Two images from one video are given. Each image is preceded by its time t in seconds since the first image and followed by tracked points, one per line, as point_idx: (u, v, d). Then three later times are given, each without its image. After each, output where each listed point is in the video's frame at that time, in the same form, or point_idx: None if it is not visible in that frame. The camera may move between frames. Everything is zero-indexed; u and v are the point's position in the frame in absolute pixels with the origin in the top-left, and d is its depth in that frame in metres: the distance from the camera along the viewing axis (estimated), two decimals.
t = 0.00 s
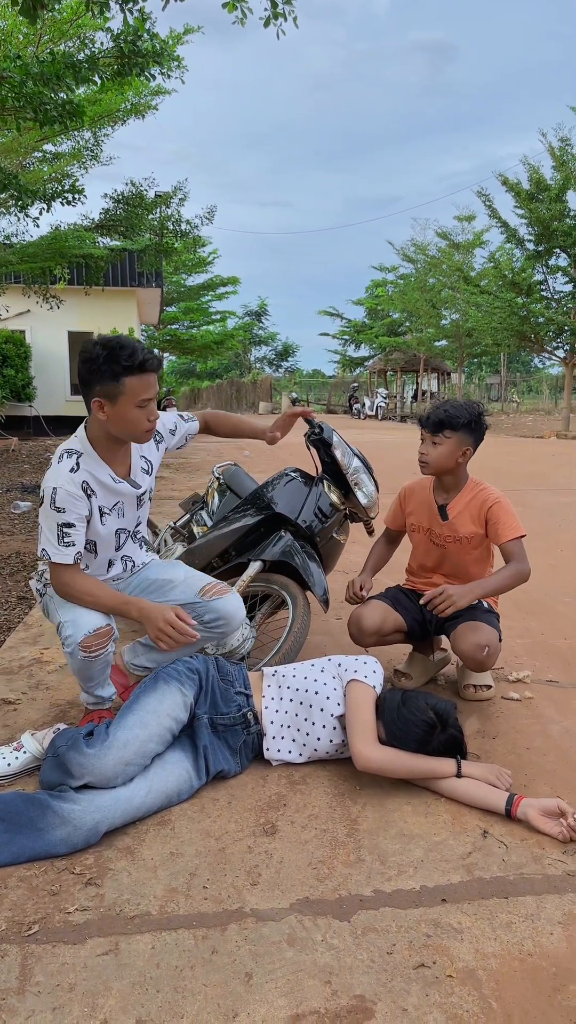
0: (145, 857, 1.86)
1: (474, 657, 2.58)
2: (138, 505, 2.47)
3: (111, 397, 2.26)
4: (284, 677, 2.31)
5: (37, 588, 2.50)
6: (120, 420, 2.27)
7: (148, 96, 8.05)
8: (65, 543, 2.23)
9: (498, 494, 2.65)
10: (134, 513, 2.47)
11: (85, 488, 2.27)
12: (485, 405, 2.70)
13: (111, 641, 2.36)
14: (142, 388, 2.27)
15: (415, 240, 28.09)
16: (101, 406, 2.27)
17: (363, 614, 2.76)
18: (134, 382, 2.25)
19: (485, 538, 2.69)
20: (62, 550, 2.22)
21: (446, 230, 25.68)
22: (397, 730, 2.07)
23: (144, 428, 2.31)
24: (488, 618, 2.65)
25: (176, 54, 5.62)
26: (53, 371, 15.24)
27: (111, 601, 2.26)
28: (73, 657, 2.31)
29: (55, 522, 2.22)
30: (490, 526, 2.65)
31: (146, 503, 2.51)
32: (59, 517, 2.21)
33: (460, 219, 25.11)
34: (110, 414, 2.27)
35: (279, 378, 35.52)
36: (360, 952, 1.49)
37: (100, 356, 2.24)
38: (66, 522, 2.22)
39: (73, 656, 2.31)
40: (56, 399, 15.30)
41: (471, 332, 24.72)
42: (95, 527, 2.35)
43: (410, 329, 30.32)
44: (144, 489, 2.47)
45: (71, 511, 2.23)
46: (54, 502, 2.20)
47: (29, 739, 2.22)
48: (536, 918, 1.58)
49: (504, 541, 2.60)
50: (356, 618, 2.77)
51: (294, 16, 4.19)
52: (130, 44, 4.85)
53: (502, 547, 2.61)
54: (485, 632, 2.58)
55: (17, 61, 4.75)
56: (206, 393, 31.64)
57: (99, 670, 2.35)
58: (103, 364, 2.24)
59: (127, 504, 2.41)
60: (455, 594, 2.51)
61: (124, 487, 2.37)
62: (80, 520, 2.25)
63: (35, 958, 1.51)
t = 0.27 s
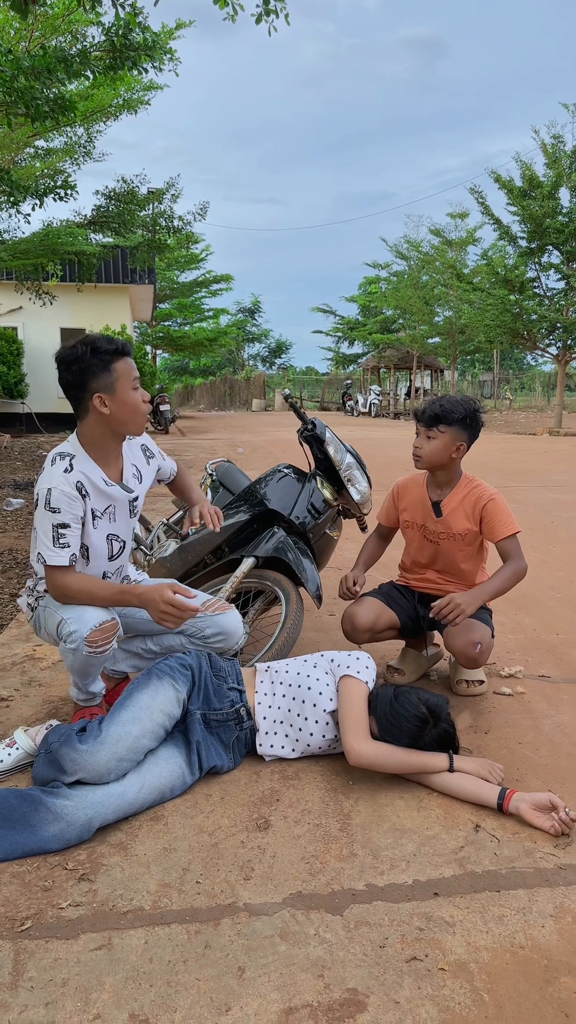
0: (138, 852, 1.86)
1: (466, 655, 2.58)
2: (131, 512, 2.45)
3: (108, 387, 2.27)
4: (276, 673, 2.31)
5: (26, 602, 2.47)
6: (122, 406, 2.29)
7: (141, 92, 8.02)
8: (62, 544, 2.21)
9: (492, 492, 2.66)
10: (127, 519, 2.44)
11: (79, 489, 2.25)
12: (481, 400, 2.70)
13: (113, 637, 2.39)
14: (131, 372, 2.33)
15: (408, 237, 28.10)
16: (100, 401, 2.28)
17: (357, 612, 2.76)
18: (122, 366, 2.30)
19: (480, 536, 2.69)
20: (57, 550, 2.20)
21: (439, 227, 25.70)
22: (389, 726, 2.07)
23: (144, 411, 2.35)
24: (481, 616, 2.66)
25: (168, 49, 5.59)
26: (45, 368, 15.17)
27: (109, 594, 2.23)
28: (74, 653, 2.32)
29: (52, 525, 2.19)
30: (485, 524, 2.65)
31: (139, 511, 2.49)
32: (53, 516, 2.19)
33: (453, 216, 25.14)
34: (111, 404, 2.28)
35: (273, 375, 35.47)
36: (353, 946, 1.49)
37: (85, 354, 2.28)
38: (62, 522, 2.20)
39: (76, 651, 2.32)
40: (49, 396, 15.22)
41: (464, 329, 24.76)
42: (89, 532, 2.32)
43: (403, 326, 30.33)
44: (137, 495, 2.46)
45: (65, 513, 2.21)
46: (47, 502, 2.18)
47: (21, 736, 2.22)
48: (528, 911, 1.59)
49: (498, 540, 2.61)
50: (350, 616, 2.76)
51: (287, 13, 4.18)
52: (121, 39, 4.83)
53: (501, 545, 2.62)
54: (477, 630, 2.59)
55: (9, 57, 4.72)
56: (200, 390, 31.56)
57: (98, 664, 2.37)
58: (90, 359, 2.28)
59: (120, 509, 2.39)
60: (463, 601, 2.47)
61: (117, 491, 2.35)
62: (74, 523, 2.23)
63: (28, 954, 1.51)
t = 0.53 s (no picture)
0: (132, 850, 1.86)
1: (459, 655, 2.59)
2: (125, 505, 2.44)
3: (100, 374, 2.31)
4: (270, 670, 2.31)
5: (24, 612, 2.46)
6: (114, 395, 2.32)
7: (134, 88, 7.98)
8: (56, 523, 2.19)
9: (485, 490, 2.66)
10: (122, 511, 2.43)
11: (73, 472, 2.25)
12: (474, 396, 2.70)
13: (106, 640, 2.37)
14: (121, 361, 2.37)
15: (402, 235, 28.11)
16: (91, 388, 2.31)
17: (350, 613, 2.76)
18: (113, 356, 2.33)
19: (473, 535, 2.70)
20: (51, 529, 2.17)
21: (434, 225, 25.72)
22: (383, 724, 2.08)
23: (133, 401, 2.39)
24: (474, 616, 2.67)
25: (162, 46, 5.56)
26: (38, 366, 15.11)
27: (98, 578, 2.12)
28: (66, 646, 2.30)
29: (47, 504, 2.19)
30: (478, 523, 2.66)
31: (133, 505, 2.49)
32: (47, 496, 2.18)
33: (447, 213, 25.17)
34: (103, 393, 2.31)
35: (267, 373, 35.44)
36: (347, 943, 1.50)
37: (78, 341, 2.30)
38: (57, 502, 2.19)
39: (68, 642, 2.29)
40: (42, 393, 15.17)
41: (459, 327, 24.79)
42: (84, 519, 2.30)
43: (398, 324, 30.35)
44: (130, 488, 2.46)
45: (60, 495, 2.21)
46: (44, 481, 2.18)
47: (15, 734, 2.22)
48: (521, 907, 1.60)
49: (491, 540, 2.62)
50: (344, 618, 2.77)
51: (281, 9, 4.17)
52: (115, 35, 4.80)
53: (496, 544, 2.62)
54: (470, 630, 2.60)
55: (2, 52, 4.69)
56: (194, 388, 31.50)
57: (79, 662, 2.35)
58: (82, 347, 2.31)
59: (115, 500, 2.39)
60: (464, 606, 2.48)
61: (111, 480, 2.37)
62: (70, 505, 2.22)
63: (21, 952, 1.51)
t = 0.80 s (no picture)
0: (128, 848, 1.86)
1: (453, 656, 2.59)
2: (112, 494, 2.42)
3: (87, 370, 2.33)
4: (267, 668, 2.31)
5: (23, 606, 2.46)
6: (101, 390, 2.34)
7: (130, 85, 7.95)
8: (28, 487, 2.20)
9: (481, 489, 2.66)
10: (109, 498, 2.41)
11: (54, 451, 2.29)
12: (469, 394, 2.70)
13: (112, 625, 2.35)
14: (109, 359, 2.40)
15: (399, 233, 28.10)
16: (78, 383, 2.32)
17: (346, 613, 2.76)
18: (102, 354, 2.38)
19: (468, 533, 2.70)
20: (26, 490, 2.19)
21: (430, 223, 25.73)
22: (379, 722, 2.08)
23: (121, 399, 2.41)
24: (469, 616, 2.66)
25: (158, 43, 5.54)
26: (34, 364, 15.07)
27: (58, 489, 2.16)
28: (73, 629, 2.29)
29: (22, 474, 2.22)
30: (473, 521, 2.66)
31: (121, 498, 2.44)
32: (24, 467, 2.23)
33: (444, 212, 25.18)
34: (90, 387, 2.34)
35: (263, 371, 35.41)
36: (344, 941, 1.50)
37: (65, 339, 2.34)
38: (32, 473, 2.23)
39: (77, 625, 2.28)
40: (38, 390, 15.13)
41: (455, 325, 24.81)
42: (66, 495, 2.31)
43: (394, 322, 30.35)
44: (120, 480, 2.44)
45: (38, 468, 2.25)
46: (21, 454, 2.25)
47: (11, 732, 2.21)
48: (518, 905, 1.60)
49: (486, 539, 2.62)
50: (339, 618, 2.76)
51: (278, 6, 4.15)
52: (112, 31, 4.78)
53: (493, 544, 2.62)
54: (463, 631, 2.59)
55: None
56: (190, 386, 31.44)
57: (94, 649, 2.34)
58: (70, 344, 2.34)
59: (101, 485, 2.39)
60: (467, 611, 2.45)
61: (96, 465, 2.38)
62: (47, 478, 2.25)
63: (17, 950, 1.50)
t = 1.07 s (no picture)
0: (127, 849, 1.84)
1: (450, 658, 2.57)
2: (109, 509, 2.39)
3: (82, 385, 2.31)
4: (267, 668, 2.29)
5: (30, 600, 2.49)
6: (97, 405, 2.32)
7: (129, 82, 7.90)
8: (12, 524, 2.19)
9: (481, 488, 2.64)
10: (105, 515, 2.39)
11: (45, 481, 2.27)
12: (469, 392, 2.69)
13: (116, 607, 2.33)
14: (107, 369, 2.36)
15: (397, 231, 28.06)
16: (75, 399, 2.32)
17: (344, 613, 2.75)
18: (97, 366, 2.34)
19: (468, 533, 2.69)
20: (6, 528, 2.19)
21: (429, 221, 25.70)
22: (380, 722, 2.07)
23: (119, 410, 2.38)
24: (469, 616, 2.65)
25: (157, 40, 5.49)
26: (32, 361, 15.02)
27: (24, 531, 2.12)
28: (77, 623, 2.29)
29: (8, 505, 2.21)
30: (472, 521, 2.64)
31: (120, 511, 2.42)
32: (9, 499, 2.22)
33: (442, 210, 25.14)
34: (86, 403, 2.32)
35: (261, 369, 35.36)
36: (345, 944, 1.49)
37: (61, 355, 2.32)
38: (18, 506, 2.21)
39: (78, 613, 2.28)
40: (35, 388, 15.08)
41: (453, 323, 24.78)
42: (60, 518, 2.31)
43: (392, 320, 30.33)
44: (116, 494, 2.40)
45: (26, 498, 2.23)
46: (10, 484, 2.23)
47: (9, 732, 2.20)
48: (520, 908, 1.58)
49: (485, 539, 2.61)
50: (337, 618, 2.75)
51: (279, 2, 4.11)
52: (110, 28, 4.73)
53: (493, 544, 2.61)
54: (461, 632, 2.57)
55: None
56: (187, 383, 31.36)
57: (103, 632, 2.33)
58: (66, 359, 2.32)
59: (97, 505, 2.36)
60: (470, 621, 2.46)
61: (91, 484, 2.35)
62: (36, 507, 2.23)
63: (15, 954, 1.49)
